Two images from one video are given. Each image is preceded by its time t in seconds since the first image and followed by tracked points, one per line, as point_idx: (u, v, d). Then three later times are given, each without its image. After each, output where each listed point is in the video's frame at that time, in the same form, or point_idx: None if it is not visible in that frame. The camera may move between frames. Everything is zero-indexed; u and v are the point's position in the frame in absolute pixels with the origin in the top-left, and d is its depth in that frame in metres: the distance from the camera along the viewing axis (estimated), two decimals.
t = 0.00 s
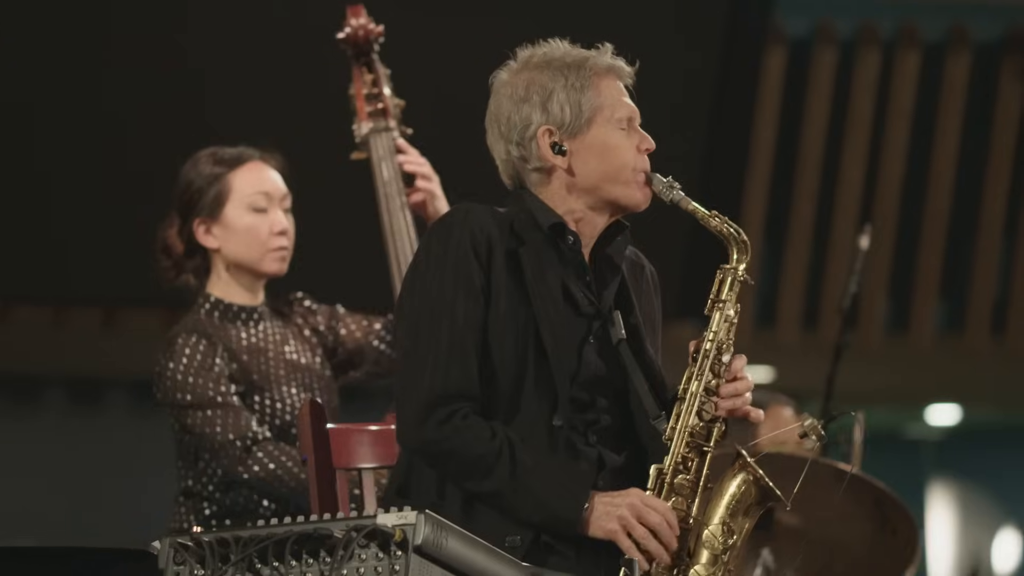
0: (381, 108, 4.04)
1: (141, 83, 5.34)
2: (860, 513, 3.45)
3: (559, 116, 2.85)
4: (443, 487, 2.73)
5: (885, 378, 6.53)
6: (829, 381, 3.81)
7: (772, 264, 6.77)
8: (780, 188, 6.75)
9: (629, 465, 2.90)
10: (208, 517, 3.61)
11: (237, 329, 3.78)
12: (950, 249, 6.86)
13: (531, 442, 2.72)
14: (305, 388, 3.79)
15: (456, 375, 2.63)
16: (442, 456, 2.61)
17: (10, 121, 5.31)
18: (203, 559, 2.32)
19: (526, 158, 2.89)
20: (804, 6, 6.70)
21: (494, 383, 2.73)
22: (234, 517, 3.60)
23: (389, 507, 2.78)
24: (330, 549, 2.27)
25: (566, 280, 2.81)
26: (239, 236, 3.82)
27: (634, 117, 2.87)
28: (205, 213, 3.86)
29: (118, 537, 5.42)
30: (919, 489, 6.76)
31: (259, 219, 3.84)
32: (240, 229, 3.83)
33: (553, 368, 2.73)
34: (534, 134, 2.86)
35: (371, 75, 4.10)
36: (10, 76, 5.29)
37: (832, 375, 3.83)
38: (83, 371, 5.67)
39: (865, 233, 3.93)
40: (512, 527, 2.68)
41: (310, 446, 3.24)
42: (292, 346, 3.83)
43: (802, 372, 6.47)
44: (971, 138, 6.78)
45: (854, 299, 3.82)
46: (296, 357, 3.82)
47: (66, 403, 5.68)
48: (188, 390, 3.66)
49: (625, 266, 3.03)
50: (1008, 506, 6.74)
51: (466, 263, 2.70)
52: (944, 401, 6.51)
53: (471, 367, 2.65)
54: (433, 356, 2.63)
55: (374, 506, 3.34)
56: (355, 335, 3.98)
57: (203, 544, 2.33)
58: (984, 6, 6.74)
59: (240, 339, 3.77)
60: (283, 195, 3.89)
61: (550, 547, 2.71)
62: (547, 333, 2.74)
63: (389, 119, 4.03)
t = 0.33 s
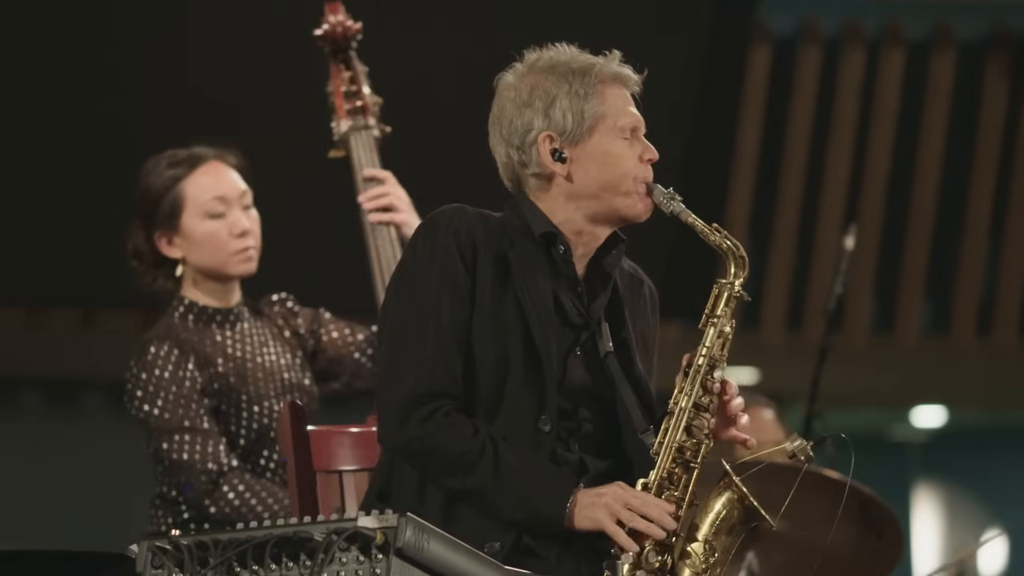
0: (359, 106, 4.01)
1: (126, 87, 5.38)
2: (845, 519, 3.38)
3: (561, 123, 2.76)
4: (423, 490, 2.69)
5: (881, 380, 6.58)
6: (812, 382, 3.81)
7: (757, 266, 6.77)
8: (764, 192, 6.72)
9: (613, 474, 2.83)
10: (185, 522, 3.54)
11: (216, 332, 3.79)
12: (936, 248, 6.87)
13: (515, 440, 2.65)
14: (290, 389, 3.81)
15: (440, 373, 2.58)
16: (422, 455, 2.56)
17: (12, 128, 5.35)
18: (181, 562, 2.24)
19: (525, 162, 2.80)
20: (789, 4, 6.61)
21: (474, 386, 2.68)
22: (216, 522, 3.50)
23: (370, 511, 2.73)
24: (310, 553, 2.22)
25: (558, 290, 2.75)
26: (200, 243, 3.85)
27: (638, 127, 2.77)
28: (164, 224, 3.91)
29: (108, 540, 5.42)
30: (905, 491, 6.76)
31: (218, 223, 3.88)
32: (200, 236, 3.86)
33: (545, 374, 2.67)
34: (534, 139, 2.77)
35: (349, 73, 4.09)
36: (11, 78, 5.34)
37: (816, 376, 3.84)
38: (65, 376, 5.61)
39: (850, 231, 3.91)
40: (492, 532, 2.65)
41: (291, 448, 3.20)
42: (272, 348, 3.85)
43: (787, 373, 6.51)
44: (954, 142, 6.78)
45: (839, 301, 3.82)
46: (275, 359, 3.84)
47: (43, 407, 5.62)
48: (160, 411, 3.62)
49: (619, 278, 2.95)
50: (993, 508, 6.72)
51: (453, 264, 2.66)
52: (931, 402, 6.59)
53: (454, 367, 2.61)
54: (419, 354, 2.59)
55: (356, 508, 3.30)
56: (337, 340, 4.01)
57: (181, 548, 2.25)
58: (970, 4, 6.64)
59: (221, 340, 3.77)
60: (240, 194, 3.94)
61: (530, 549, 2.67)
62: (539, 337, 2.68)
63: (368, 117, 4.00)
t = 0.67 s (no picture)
0: (339, 103, 3.98)
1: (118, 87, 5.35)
2: (840, 520, 3.37)
3: (551, 124, 2.73)
4: (412, 498, 2.66)
5: (875, 386, 6.55)
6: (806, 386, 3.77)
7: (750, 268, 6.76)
8: (757, 190, 6.72)
9: (604, 483, 2.82)
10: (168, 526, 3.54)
11: (191, 336, 3.77)
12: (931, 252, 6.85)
13: (503, 450, 2.61)
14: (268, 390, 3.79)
15: (428, 381, 2.55)
16: (409, 464, 2.52)
17: (11, 129, 5.34)
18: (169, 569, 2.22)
19: (514, 163, 2.77)
20: (781, 4, 6.60)
21: (464, 392, 2.65)
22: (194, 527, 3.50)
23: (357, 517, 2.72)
24: (299, 559, 2.18)
25: (549, 294, 2.73)
26: (177, 249, 3.82)
27: (629, 129, 2.74)
28: (145, 226, 3.88)
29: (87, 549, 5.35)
30: (898, 496, 6.72)
31: (199, 230, 3.84)
32: (178, 242, 3.83)
33: (535, 378, 2.63)
34: (523, 140, 2.74)
35: (329, 68, 4.05)
36: (11, 78, 5.32)
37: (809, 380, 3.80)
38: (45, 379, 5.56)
39: (845, 234, 3.88)
40: (481, 541, 2.62)
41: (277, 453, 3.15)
42: (252, 353, 3.83)
43: (779, 378, 6.50)
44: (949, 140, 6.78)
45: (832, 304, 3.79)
46: (253, 361, 3.82)
47: (28, 411, 5.57)
48: (135, 418, 3.59)
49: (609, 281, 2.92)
50: (988, 514, 6.67)
51: (442, 268, 2.63)
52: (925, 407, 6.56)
53: (443, 374, 2.57)
54: (406, 362, 2.55)
55: (343, 514, 3.27)
56: (321, 339, 3.97)
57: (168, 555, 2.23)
58: (963, 5, 6.63)
59: (197, 344, 3.75)
60: (225, 200, 3.88)
61: (519, 558, 2.63)
62: (529, 343, 2.65)
63: (347, 115, 3.97)
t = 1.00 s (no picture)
0: (322, 104, 3.96)
1: (110, 87, 5.29)
2: (833, 526, 3.28)
3: (537, 125, 2.69)
4: (402, 504, 2.61)
5: (870, 389, 6.61)
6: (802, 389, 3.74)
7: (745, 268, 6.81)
8: (753, 191, 6.74)
9: (594, 485, 2.75)
10: (152, 527, 3.47)
11: (187, 336, 3.72)
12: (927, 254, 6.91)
13: (494, 459, 2.56)
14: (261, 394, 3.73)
15: (416, 387, 2.51)
16: (398, 471, 2.48)
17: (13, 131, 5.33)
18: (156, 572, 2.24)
19: (501, 165, 2.74)
20: (777, 4, 6.59)
21: (452, 398, 2.61)
22: (178, 527, 3.44)
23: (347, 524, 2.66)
24: (288, 564, 2.16)
25: (537, 296, 2.69)
26: (175, 254, 3.73)
27: (616, 130, 2.71)
28: (143, 227, 3.78)
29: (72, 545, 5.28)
30: (893, 500, 6.74)
31: (196, 236, 3.75)
32: (177, 248, 3.74)
33: (525, 382, 2.59)
34: (510, 141, 2.71)
35: (312, 67, 4.03)
36: (11, 79, 5.29)
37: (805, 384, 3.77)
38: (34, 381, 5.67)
39: (840, 236, 3.85)
40: (471, 547, 2.56)
41: (267, 457, 3.16)
42: (249, 355, 3.78)
43: (775, 379, 6.56)
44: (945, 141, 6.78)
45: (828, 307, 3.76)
46: (248, 366, 3.76)
47: (14, 416, 5.66)
48: (127, 409, 3.56)
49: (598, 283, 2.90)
50: (985, 519, 6.71)
51: (428, 272, 2.59)
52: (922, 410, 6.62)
53: (431, 379, 2.53)
54: (393, 368, 2.51)
55: (334, 519, 3.20)
56: (319, 336, 3.95)
57: (156, 560, 2.25)
58: (960, 6, 6.62)
59: (196, 344, 3.71)
60: (225, 205, 3.79)
61: (512, 567, 2.57)
62: (518, 346, 2.60)
63: (331, 115, 3.95)
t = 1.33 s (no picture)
0: (316, 106, 3.93)
1: (108, 87, 5.18)
2: (828, 532, 3.26)
3: (527, 122, 2.67)
4: (394, 499, 2.61)
5: (868, 391, 6.59)
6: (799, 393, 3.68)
7: (740, 272, 6.81)
8: (749, 192, 6.76)
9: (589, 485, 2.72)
10: (144, 534, 3.45)
11: (191, 339, 3.69)
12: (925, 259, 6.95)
13: (486, 448, 2.54)
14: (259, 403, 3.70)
15: (406, 377, 2.48)
16: (391, 461, 2.45)
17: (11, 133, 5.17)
18: None
19: (490, 163, 2.71)
20: (773, 4, 6.65)
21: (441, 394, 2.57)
22: (171, 535, 3.43)
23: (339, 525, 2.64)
24: (280, 570, 2.17)
25: (526, 297, 2.66)
26: (188, 239, 3.75)
27: (607, 128, 2.69)
28: (156, 217, 3.81)
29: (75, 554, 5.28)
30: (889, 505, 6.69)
31: (208, 221, 3.76)
32: (189, 232, 3.75)
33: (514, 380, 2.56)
34: (499, 138, 2.69)
35: (307, 70, 3.99)
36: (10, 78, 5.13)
37: (801, 387, 3.70)
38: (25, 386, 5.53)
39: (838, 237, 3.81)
40: (464, 545, 2.55)
41: (258, 460, 3.09)
42: (249, 360, 3.75)
43: (768, 386, 6.51)
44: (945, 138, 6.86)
45: (825, 310, 3.72)
46: (248, 373, 3.72)
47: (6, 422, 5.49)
48: (126, 410, 3.52)
49: (591, 283, 2.86)
50: (982, 524, 6.66)
51: (416, 265, 2.56)
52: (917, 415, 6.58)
53: (422, 372, 2.51)
54: (381, 360, 2.48)
55: (326, 522, 3.19)
56: (314, 341, 3.91)
57: (146, 566, 2.25)
58: (957, 6, 6.67)
59: (196, 346, 3.68)
60: (239, 195, 3.81)
61: (503, 561, 2.57)
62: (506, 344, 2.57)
63: (325, 118, 3.92)
